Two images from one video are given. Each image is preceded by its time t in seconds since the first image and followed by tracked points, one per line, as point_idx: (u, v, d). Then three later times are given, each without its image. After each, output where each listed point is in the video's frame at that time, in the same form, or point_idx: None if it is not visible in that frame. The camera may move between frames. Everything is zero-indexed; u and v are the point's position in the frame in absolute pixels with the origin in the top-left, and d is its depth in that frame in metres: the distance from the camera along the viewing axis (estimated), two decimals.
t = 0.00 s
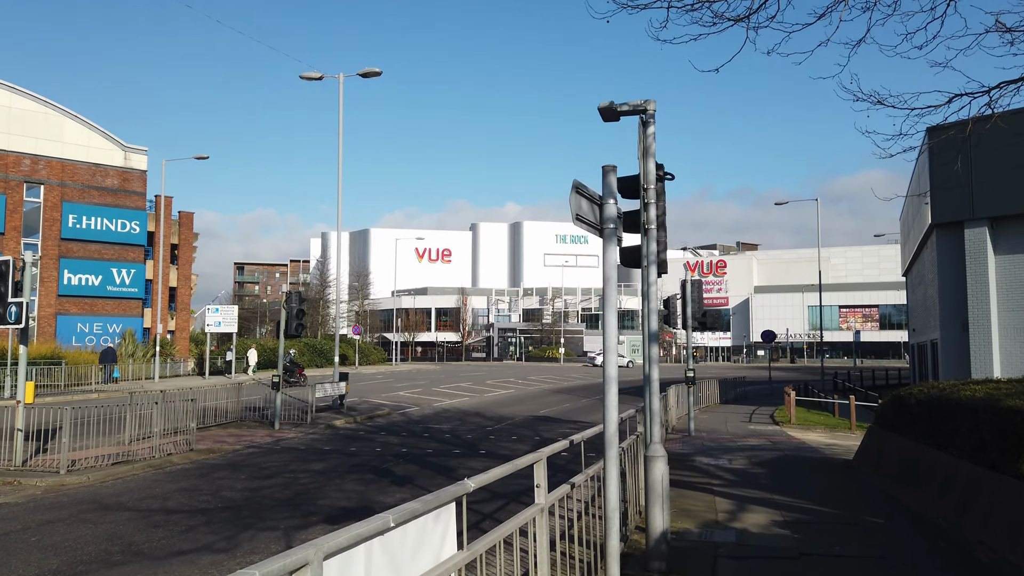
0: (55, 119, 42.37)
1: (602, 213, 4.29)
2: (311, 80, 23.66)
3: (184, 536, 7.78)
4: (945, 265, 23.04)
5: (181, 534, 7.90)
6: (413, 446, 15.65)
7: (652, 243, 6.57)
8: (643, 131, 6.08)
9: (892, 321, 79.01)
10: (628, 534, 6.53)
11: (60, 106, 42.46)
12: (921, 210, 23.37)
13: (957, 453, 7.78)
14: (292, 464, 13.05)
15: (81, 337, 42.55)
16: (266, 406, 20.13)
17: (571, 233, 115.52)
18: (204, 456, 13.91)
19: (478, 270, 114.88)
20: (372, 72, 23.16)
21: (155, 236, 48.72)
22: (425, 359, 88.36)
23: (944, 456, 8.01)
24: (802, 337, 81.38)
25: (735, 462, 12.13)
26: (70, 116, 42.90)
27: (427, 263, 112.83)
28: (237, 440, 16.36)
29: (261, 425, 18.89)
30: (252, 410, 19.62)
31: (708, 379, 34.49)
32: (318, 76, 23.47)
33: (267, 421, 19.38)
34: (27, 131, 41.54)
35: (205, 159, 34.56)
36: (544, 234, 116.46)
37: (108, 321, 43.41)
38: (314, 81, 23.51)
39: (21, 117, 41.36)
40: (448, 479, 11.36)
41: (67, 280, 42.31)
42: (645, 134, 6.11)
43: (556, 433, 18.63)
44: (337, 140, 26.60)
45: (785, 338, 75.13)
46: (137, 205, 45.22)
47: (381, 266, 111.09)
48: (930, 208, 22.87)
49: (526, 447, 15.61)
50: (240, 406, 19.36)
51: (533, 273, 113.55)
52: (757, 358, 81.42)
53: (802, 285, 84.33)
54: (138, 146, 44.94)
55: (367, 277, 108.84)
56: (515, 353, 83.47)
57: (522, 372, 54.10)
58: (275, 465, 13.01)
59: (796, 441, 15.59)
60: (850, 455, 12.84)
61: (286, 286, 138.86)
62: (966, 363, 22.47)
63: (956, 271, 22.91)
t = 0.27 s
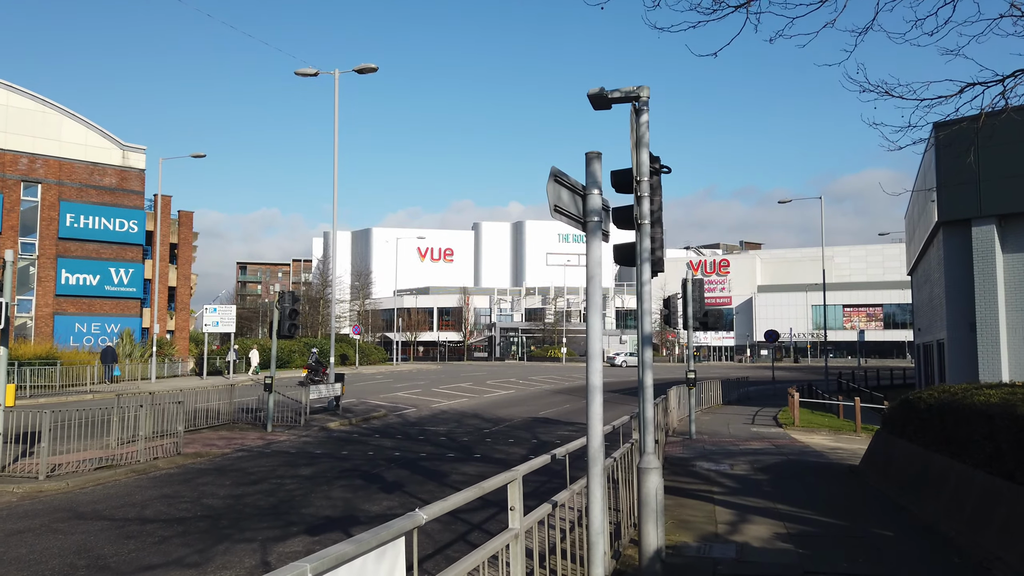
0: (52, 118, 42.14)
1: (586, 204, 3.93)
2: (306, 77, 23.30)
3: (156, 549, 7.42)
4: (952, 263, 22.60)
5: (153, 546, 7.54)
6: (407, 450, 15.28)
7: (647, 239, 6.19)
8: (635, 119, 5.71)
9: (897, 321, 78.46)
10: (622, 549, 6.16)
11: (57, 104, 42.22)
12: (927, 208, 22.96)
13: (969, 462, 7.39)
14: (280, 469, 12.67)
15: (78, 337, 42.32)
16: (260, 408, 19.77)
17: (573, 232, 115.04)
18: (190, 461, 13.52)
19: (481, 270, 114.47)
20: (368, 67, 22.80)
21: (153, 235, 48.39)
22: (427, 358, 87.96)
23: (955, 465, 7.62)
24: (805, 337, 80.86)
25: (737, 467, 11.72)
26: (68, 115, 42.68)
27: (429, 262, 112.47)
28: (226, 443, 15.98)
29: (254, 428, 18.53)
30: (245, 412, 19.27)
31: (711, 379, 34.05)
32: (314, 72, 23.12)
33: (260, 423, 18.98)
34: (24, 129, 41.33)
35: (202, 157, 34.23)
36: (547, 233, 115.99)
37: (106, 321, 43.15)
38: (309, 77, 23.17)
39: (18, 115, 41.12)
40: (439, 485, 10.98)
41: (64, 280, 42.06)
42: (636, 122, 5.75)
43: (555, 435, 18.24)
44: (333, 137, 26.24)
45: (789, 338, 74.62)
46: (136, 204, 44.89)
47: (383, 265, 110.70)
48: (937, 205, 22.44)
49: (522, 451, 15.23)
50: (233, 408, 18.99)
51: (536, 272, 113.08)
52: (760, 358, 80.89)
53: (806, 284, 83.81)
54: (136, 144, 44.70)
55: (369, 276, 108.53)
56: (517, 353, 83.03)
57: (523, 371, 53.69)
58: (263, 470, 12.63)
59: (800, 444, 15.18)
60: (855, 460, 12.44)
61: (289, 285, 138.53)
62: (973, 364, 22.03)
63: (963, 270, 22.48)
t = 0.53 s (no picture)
0: (50, 116, 41.88)
1: (568, 185, 3.48)
2: (302, 71, 22.92)
3: (125, 559, 7.03)
4: (960, 262, 22.12)
5: (122, 556, 7.15)
6: (401, 452, 14.91)
7: (643, 230, 5.77)
8: (628, 98, 5.31)
9: (901, 321, 77.86)
10: (616, 563, 5.79)
11: (55, 102, 41.93)
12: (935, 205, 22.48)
13: (987, 468, 6.95)
14: (268, 472, 12.26)
15: (77, 337, 42.09)
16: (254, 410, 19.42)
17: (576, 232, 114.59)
18: (176, 464, 13.14)
19: (484, 270, 114.09)
20: (364, 63, 22.43)
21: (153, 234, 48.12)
22: (429, 358, 87.53)
23: (972, 469, 7.18)
24: (810, 337, 80.30)
25: (740, 471, 11.29)
26: (66, 113, 42.42)
27: (432, 263, 112.09)
28: (216, 445, 15.59)
29: (247, 428, 18.18)
30: (239, 412, 18.92)
31: (714, 380, 33.61)
32: (310, 66, 22.75)
33: (253, 425, 18.60)
34: (22, 128, 41.08)
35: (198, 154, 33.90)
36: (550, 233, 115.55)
37: (105, 321, 42.89)
38: (305, 72, 22.79)
39: (16, 114, 40.87)
40: (430, 490, 10.55)
41: (62, 279, 41.79)
42: (629, 101, 5.35)
43: (553, 437, 17.82)
44: (330, 134, 25.87)
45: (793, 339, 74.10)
46: (134, 203, 44.56)
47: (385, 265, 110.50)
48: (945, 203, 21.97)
49: (519, 453, 14.82)
50: (225, 409, 18.61)
51: (539, 272, 112.65)
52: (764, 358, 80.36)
53: (811, 284, 83.26)
54: (135, 143, 44.40)
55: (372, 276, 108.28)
56: (520, 353, 82.55)
57: (526, 371, 53.27)
58: (250, 473, 12.24)
59: (805, 447, 14.70)
60: (864, 464, 11.97)
61: (292, 285, 138.37)
62: (983, 364, 21.52)
63: (972, 268, 22.00)
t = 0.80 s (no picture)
0: (44, 113, 41.48)
1: (534, 162, 3.08)
2: (294, 66, 22.47)
3: (83, 572, 6.62)
4: (963, 260, 21.70)
5: (81, 568, 6.74)
6: (389, 455, 14.50)
7: (630, 219, 5.38)
8: (612, 74, 4.92)
9: (903, 321, 77.36)
10: None
11: (49, 100, 41.52)
12: (939, 203, 22.06)
13: (998, 476, 6.54)
14: (249, 476, 11.85)
15: (70, 336, 41.71)
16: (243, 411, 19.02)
17: (576, 231, 114.04)
18: (155, 467, 12.72)
19: (483, 269, 113.66)
20: (357, 57, 21.98)
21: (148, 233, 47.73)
22: (428, 358, 87.07)
23: (983, 476, 6.76)
24: (810, 337, 79.85)
25: (738, 476, 10.87)
26: (60, 110, 42.01)
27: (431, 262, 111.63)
28: (200, 448, 15.17)
29: (234, 430, 17.79)
30: (227, 413, 18.51)
31: (714, 380, 33.17)
32: (301, 61, 22.31)
33: (240, 426, 18.20)
34: (15, 125, 40.66)
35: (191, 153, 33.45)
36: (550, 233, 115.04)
37: (99, 320, 42.51)
38: (297, 67, 22.35)
39: (10, 111, 40.46)
40: (415, 495, 10.13)
41: (55, 278, 41.40)
42: (612, 77, 4.95)
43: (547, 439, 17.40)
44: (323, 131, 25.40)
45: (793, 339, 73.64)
46: (129, 201, 44.15)
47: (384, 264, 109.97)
48: (949, 200, 21.56)
49: (511, 456, 14.42)
50: (212, 410, 18.20)
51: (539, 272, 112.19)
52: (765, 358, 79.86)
53: (812, 284, 82.79)
54: (129, 141, 44.01)
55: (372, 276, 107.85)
56: (519, 353, 82.08)
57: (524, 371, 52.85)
58: (230, 477, 11.81)
59: (805, 450, 14.26)
60: (866, 469, 11.52)
61: (292, 285, 137.90)
62: (987, 365, 21.08)
63: (975, 267, 21.57)
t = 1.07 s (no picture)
0: (38, 112, 41.09)
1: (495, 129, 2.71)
2: (285, 60, 22.04)
3: None
4: (968, 258, 21.25)
5: None
6: (379, 458, 14.08)
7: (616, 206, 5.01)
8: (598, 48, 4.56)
9: (904, 320, 76.88)
10: None
11: (43, 98, 41.14)
12: (944, 199, 21.63)
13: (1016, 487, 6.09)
14: (231, 481, 11.42)
15: (64, 337, 41.32)
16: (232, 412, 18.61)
17: (576, 230, 113.65)
18: (135, 472, 12.34)
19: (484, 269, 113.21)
20: (349, 52, 21.57)
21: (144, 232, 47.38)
22: (427, 359, 86.58)
23: (999, 487, 6.31)
24: (812, 337, 79.37)
25: (738, 481, 10.43)
26: (54, 108, 41.62)
27: (431, 262, 111.14)
28: (185, 451, 14.77)
29: (222, 432, 17.38)
30: (215, 416, 18.11)
31: (714, 380, 32.72)
32: (294, 55, 21.89)
33: (229, 428, 17.82)
34: (8, 124, 40.28)
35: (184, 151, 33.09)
36: (550, 232, 114.57)
37: (93, 320, 42.14)
38: (289, 61, 21.92)
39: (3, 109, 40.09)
40: (400, 503, 9.69)
41: (49, 278, 40.98)
42: (597, 50, 4.58)
43: (543, 442, 16.97)
44: (315, 128, 24.96)
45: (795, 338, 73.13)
46: (124, 200, 43.74)
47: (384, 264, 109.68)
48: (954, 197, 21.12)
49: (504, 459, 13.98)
50: (200, 412, 17.80)
51: (539, 272, 111.72)
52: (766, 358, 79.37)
53: (813, 284, 82.31)
54: (124, 139, 43.62)
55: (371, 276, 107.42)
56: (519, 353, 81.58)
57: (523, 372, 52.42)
58: (211, 482, 11.38)
59: (808, 454, 13.79)
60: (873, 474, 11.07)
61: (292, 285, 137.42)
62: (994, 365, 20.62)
63: (981, 265, 21.12)
